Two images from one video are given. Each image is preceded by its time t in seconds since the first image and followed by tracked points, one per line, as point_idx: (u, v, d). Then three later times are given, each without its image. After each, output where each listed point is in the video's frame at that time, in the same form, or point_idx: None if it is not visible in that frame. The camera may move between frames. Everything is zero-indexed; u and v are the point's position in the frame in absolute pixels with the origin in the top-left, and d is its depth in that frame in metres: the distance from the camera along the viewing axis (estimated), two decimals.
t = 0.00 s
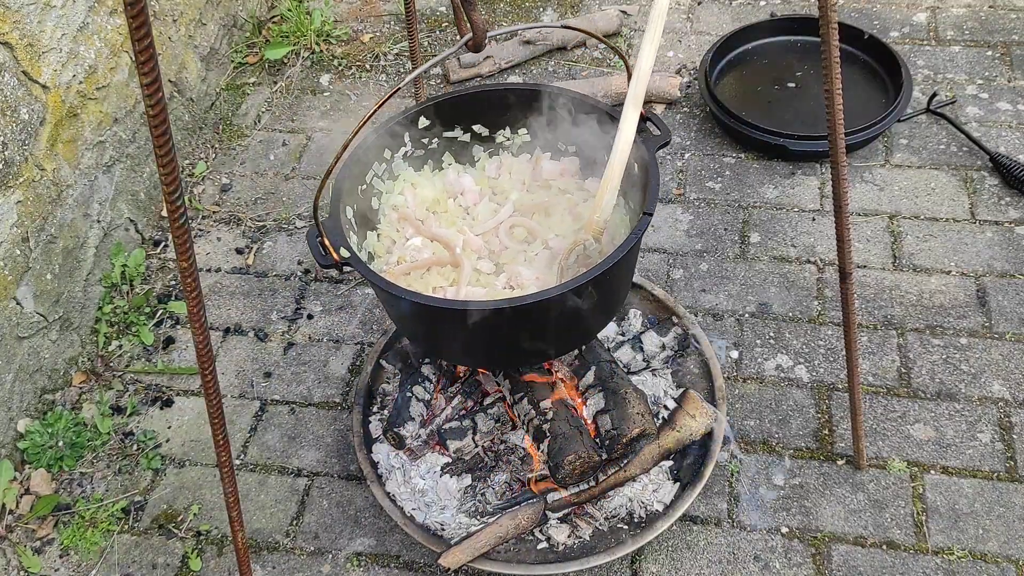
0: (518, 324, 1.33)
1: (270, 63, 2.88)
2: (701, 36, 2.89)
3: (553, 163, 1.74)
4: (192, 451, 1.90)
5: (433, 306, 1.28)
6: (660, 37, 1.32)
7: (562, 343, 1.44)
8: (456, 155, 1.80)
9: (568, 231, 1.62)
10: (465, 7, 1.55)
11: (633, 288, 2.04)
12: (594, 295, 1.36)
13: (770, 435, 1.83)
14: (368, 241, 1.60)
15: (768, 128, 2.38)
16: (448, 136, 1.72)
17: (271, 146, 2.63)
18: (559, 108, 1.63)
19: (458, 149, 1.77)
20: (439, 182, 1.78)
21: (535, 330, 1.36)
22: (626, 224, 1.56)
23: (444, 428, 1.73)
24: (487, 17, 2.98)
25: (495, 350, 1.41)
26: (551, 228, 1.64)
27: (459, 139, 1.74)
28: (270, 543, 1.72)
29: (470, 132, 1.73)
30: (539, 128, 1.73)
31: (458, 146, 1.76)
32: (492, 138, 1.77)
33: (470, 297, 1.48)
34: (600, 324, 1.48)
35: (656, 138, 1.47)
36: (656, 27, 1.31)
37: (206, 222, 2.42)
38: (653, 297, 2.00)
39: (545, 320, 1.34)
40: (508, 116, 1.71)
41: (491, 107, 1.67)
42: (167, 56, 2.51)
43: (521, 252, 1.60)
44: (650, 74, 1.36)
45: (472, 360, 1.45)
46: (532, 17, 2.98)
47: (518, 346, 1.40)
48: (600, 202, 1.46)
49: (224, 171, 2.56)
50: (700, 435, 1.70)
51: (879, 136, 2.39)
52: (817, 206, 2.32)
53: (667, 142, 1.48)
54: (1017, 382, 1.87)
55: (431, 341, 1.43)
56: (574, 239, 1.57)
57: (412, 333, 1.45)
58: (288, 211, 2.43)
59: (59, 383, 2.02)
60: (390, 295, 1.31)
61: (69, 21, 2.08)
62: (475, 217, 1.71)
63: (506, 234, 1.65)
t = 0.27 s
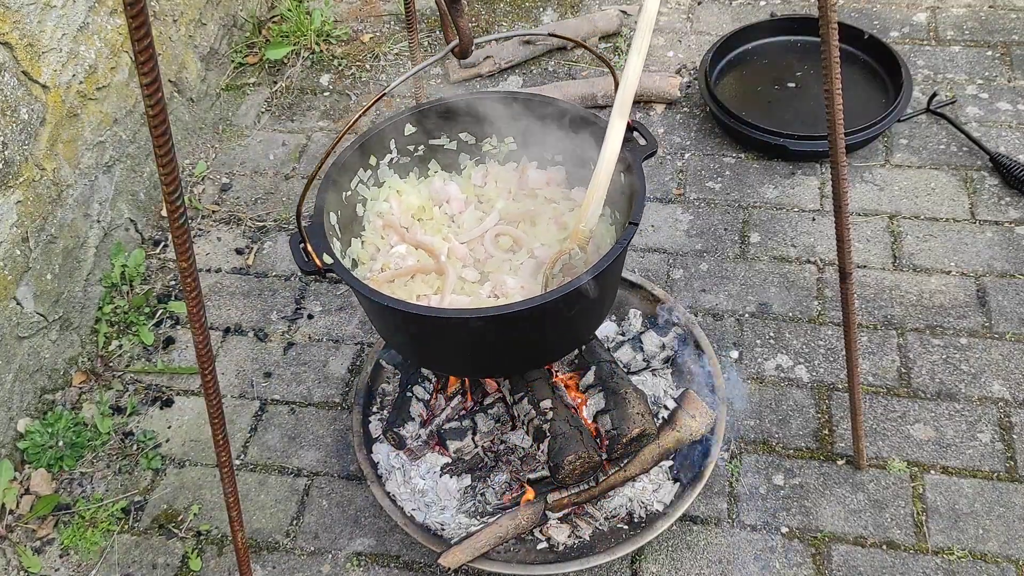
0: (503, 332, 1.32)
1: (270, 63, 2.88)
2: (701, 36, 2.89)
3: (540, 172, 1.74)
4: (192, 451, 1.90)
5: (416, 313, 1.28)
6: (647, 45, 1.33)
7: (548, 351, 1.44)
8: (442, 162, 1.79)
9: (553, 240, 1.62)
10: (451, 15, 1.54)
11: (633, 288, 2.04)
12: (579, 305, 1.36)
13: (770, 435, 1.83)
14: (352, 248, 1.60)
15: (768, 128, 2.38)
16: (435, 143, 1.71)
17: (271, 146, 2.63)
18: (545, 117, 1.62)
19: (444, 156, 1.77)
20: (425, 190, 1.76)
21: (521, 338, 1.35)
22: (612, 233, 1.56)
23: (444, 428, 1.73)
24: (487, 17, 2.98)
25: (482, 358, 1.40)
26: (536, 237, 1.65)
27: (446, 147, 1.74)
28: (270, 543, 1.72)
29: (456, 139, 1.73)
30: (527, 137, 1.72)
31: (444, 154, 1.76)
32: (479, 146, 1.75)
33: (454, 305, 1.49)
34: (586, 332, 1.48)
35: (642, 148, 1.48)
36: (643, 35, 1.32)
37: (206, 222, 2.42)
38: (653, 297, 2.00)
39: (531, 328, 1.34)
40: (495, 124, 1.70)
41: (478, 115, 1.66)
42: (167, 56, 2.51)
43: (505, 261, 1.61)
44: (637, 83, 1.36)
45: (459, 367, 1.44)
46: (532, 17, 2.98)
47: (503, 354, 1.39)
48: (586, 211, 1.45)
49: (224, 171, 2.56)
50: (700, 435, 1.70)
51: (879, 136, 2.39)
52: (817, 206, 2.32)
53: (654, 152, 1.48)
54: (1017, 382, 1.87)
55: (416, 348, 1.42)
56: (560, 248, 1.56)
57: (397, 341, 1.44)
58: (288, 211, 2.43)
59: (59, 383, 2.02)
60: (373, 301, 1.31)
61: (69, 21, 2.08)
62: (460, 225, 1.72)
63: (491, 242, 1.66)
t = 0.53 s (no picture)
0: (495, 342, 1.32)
1: (270, 63, 2.88)
2: (701, 36, 2.89)
3: (535, 182, 1.74)
4: (192, 451, 1.90)
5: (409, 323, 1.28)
6: (643, 53, 1.33)
7: (542, 361, 1.44)
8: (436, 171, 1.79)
9: (547, 251, 1.63)
10: (446, 22, 1.54)
11: (633, 288, 2.04)
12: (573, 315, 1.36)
13: (770, 435, 1.83)
14: (345, 257, 1.60)
15: (768, 128, 2.38)
16: (429, 152, 1.71)
17: (271, 146, 2.64)
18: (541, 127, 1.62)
19: (438, 166, 1.77)
20: (419, 199, 1.76)
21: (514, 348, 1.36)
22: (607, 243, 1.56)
23: (444, 428, 1.72)
24: (487, 17, 2.98)
25: (475, 369, 1.40)
26: (531, 247, 1.66)
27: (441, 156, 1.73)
28: (270, 543, 1.72)
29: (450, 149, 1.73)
30: (522, 148, 1.72)
31: (439, 163, 1.76)
32: (474, 155, 1.75)
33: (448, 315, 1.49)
34: (581, 342, 1.48)
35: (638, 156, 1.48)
36: (639, 43, 1.32)
37: (206, 221, 2.42)
38: (653, 297, 2.00)
39: (523, 339, 1.33)
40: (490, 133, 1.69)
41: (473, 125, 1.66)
42: (167, 56, 2.51)
43: (500, 270, 1.63)
44: (633, 91, 1.36)
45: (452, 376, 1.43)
46: (532, 17, 2.98)
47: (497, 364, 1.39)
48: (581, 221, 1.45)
49: (224, 171, 2.56)
50: (700, 435, 1.70)
51: (879, 136, 2.39)
52: (817, 206, 2.32)
53: (649, 161, 1.48)
54: (1017, 382, 1.87)
55: (410, 357, 1.42)
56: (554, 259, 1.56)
57: (390, 350, 1.44)
58: (288, 211, 2.43)
59: (59, 383, 2.02)
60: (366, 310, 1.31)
61: (69, 21, 2.08)
62: (454, 234, 1.73)
63: (485, 251, 1.66)
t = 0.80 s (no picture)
0: (501, 346, 1.32)
1: (270, 63, 2.88)
2: (701, 36, 2.89)
3: (542, 185, 1.74)
4: (192, 451, 1.90)
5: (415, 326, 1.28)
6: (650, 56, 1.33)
7: (546, 365, 1.44)
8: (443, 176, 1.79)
9: (554, 254, 1.62)
10: (449, 25, 1.54)
11: (633, 288, 2.04)
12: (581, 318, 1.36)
13: (770, 435, 1.83)
14: (352, 262, 1.61)
15: (768, 128, 2.38)
16: (436, 156, 1.72)
17: (271, 146, 2.63)
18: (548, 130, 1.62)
19: (445, 170, 1.77)
20: (425, 204, 1.76)
21: (519, 352, 1.35)
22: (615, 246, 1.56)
23: (443, 428, 1.72)
24: (487, 17, 2.98)
25: (482, 371, 1.40)
26: (538, 250, 1.64)
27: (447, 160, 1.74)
28: (270, 543, 1.72)
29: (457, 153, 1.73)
30: (529, 151, 1.72)
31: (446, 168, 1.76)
32: (480, 159, 1.76)
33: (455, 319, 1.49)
34: (588, 345, 1.48)
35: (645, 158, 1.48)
36: (646, 46, 1.33)
37: (206, 221, 2.42)
38: (653, 297, 2.00)
39: (529, 343, 1.34)
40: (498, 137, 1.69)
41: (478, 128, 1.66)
42: (167, 56, 2.51)
43: (507, 275, 1.61)
44: (640, 93, 1.37)
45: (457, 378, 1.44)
46: (532, 17, 2.98)
47: (503, 367, 1.39)
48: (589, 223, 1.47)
49: (224, 171, 2.56)
50: (699, 435, 1.71)
51: (879, 136, 2.39)
52: (817, 206, 2.32)
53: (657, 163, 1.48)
54: (1017, 382, 1.87)
55: (416, 362, 1.42)
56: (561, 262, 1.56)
57: (396, 352, 1.44)
58: (288, 211, 2.43)
59: (59, 383, 2.02)
60: (372, 314, 1.31)
61: (69, 21, 2.08)
62: (461, 238, 1.71)
63: (492, 256, 1.65)
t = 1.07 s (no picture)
0: (516, 341, 1.33)
1: (270, 63, 2.88)
2: (701, 36, 2.89)
3: (556, 179, 1.74)
4: (192, 451, 1.90)
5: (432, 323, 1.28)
6: (662, 51, 1.33)
7: (562, 360, 1.44)
8: (457, 172, 1.80)
9: (569, 248, 1.61)
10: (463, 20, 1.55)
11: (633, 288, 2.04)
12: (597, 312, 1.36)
13: (770, 435, 1.83)
14: (367, 259, 1.61)
15: (768, 128, 2.38)
16: (450, 153, 1.73)
17: (271, 146, 2.63)
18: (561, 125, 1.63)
19: (459, 167, 1.78)
20: (440, 200, 1.77)
21: (535, 347, 1.36)
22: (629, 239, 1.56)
23: (444, 428, 1.73)
24: (487, 17, 2.98)
25: (496, 367, 1.41)
26: (553, 245, 1.63)
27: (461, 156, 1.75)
28: (270, 543, 1.72)
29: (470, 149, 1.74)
30: (542, 145, 1.72)
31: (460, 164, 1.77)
32: (494, 155, 1.76)
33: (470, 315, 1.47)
34: (603, 339, 1.49)
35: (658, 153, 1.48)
36: (659, 41, 1.32)
37: (206, 222, 2.42)
38: (653, 297, 2.00)
39: (544, 337, 1.34)
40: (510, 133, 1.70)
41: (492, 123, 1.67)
42: (167, 56, 2.51)
43: (522, 269, 1.60)
44: (653, 88, 1.36)
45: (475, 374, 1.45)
46: (532, 17, 2.98)
47: (518, 362, 1.40)
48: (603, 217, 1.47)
49: (224, 171, 2.56)
50: (700, 435, 1.70)
51: (879, 136, 2.39)
52: (817, 206, 2.32)
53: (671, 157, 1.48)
54: (1017, 382, 1.87)
55: (431, 357, 1.43)
56: (577, 256, 1.55)
57: (411, 348, 1.45)
58: (288, 211, 2.43)
59: (59, 383, 2.02)
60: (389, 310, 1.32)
61: (69, 21, 2.08)
62: (475, 233, 1.71)
63: (507, 250, 1.64)
